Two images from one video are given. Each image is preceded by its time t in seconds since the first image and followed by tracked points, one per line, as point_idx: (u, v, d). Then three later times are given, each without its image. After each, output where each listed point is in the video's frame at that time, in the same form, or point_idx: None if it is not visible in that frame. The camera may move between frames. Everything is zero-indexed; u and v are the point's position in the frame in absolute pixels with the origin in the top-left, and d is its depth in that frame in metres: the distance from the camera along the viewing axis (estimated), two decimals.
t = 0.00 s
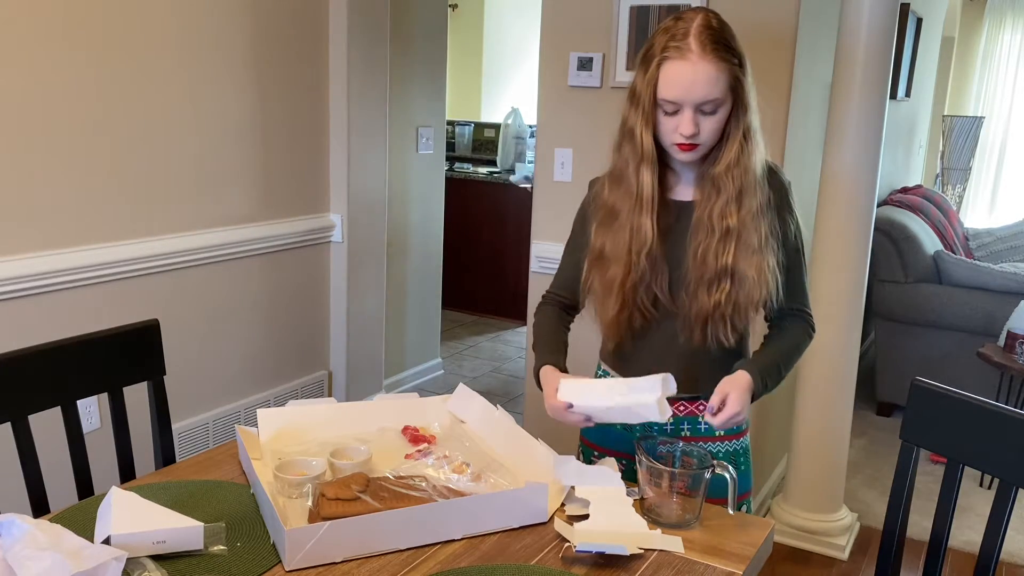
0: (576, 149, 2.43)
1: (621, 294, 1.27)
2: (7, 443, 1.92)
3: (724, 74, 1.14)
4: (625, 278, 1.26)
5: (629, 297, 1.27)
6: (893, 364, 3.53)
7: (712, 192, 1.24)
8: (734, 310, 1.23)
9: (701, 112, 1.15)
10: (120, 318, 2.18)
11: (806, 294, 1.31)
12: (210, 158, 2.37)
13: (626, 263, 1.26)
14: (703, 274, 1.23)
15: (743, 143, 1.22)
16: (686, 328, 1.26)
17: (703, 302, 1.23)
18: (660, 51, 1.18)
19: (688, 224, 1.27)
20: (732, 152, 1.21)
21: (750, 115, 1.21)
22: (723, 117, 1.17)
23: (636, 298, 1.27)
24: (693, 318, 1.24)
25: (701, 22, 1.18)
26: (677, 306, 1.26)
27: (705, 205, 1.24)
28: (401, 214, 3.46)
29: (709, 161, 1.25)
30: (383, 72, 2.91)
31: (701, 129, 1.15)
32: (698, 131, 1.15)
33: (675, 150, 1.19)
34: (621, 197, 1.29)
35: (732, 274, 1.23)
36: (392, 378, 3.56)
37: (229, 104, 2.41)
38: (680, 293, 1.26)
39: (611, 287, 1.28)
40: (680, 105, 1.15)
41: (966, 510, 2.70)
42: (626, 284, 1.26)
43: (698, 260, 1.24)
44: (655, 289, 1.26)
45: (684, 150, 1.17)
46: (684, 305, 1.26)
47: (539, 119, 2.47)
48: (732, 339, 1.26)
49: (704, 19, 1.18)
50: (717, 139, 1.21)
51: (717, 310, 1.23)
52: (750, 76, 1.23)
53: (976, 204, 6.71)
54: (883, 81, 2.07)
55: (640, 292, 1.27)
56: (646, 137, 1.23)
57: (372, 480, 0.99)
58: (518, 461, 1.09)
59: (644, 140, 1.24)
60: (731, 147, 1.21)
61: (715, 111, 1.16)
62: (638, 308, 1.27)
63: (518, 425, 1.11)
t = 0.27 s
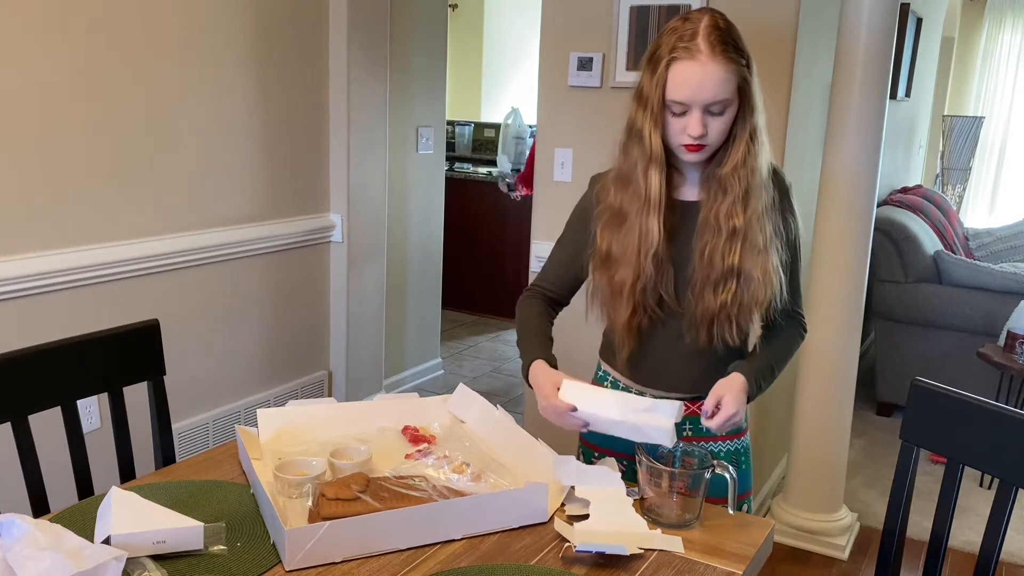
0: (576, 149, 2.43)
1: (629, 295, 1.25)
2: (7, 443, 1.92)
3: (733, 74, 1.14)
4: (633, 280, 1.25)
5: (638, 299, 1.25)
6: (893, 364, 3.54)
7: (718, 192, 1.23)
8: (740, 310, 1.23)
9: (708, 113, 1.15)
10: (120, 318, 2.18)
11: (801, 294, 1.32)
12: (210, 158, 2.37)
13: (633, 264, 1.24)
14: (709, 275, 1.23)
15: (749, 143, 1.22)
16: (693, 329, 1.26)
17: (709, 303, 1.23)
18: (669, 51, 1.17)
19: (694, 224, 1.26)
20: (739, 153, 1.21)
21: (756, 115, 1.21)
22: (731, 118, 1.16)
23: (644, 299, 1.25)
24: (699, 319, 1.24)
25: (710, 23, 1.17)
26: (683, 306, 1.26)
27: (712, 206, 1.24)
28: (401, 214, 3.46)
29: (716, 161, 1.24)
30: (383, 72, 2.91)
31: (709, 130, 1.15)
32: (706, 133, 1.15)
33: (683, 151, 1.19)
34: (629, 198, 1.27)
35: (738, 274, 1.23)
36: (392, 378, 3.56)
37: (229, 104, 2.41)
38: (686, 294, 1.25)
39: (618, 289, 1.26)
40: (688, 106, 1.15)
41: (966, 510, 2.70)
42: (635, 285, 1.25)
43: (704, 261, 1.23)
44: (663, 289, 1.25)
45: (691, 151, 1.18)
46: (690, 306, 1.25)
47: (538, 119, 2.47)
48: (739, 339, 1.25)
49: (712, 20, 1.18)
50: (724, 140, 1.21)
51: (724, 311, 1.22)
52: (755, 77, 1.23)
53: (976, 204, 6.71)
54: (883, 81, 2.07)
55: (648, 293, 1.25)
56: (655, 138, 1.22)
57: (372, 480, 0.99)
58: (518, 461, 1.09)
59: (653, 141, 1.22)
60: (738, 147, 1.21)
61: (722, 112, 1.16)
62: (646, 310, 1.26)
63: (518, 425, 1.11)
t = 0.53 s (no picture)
0: (576, 149, 2.43)
1: (635, 296, 1.24)
2: (7, 443, 1.92)
3: (737, 73, 1.14)
4: (638, 280, 1.24)
5: (644, 299, 1.24)
6: (893, 364, 3.53)
7: (723, 192, 1.23)
8: (746, 309, 1.23)
9: (712, 112, 1.15)
10: (120, 318, 2.18)
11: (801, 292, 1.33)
12: (210, 158, 2.37)
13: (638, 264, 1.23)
14: (715, 274, 1.22)
15: (752, 143, 1.22)
16: (699, 329, 1.25)
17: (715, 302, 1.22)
18: (672, 51, 1.17)
19: (698, 223, 1.25)
20: (743, 152, 1.22)
21: (759, 114, 1.22)
22: (734, 117, 1.17)
23: (650, 300, 1.24)
24: (706, 318, 1.23)
25: (711, 23, 1.17)
26: (689, 306, 1.25)
27: (716, 205, 1.23)
28: (401, 213, 3.46)
29: (719, 161, 1.25)
30: (383, 72, 2.91)
31: (713, 129, 1.15)
32: (711, 132, 1.15)
33: (687, 151, 1.18)
34: (633, 198, 1.26)
35: (744, 273, 1.22)
36: (392, 378, 3.56)
37: (229, 104, 2.41)
38: (692, 293, 1.24)
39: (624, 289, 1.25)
40: (692, 105, 1.15)
41: (966, 510, 2.70)
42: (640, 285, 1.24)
43: (710, 260, 1.23)
44: (669, 289, 1.24)
45: (695, 150, 1.17)
46: (696, 306, 1.24)
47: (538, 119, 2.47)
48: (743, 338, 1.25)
49: (714, 20, 1.18)
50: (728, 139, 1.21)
51: (730, 310, 1.22)
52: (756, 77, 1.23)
53: (976, 204, 6.71)
54: (883, 81, 2.07)
55: (654, 293, 1.24)
56: (659, 138, 1.21)
57: (372, 480, 0.99)
58: (518, 461, 1.09)
59: (657, 140, 1.21)
60: (742, 146, 1.22)
61: (726, 111, 1.16)
62: (652, 310, 1.25)
63: (518, 425, 1.11)
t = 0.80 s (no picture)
0: (576, 149, 2.43)
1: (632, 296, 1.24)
2: (7, 443, 1.92)
3: (730, 73, 1.14)
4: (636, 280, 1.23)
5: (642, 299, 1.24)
6: (893, 364, 3.53)
7: (717, 191, 1.23)
8: (740, 307, 1.24)
9: (706, 112, 1.15)
10: (120, 318, 2.18)
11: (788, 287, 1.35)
12: (210, 158, 2.37)
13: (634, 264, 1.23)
14: (711, 273, 1.23)
15: (745, 142, 1.22)
16: (695, 327, 1.26)
17: (711, 301, 1.23)
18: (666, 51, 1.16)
19: (693, 223, 1.25)
20: (736, 151, 1.22)
21: (750, 114, 1.22)
22: (728, 117, 1.17)
23: (648, 300, 1.24)
24: (702, 317, 1.24)
25: (703, 23, 1.17)
26: (686, 304, 1.25)
27: (710, 204, 1.24)
28: (401, 213, 3.46)
29: (711, 160, 1.25)
30: (383, 72, 2.91)
31: (707, 129, 1.15)
32: (704, 132, 1.15)
33: (682, 151, 1.18)
34: (629, 198, 1.25)
35: (738, 271, 1.23)
36: (392, 378, 3.56)
37: (229, 104, 2.41)
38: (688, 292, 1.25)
39: (621, 289, 1.25)
40: (686, 105, 1.14)
41: (966, 510, 2.70)
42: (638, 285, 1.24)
43: (706, 259, 1.23)
44: (665, 288, 1.24)
45: (688, 150, 1.17)
46: (691, 304, 1.25)
47: (539, 119, 2.47)
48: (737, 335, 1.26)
49: (706, 20, 1.18)
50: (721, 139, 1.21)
51: (726, 308, 1.23)
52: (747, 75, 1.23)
53: (976, 204, 6.71)
54: (883, 81, 2.07)
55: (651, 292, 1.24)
56: (654, 137, 1.20)
57: (372, 480, 0.99)
58: (517, 461, 1.09)
59: (653, 140, 1.20)
60: (735, 146, 1.22)
61: (720, 111, 1.15)
62: (649, 309, 1.25)
63: (518, 425, 1.11)
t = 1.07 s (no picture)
0: (576, 149, 2.43)
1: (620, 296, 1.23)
2: (7, 443, 1.92)
3: (716, 77, 1.15)
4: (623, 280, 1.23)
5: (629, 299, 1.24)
6: (893, 364, 3.54)
7: (700, 192, 1.25)
8: (720, 305, 1.26)
9: (693, 114, 1.15)
10: (120, 318, 2.18)
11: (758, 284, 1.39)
12: (210, 159, 2.37)
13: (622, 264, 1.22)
14: (694, 272, 1.24)
15: (726, 144, 1.24)
16: (679, 326, 1.26)
17: (695, 300, 1.24)
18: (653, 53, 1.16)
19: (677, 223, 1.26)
20: (718, 154, 1.23)
21: (732, 118, 1.23)
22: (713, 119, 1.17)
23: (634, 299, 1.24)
24: (686, 315, 1.25)
25: (689, 26, 1.17)
26: (667, 302, 1.26)
27: (693, 204, 1.25)
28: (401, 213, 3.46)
29: (694, 162, 1.26)
30: (383, 72, 2.91)
31: (694, 131, 1.15)
32: (691, 134, 1.15)
33: (668, 152, 1.18)
34: (615, 198, 1.24)
35: (719, 270, 1.25)
36: (392, 378, 3.56)
37: (229, 104, 2.41)
38: (671, 291, 1.26)
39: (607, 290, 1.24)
40: (674, 107, 1.14)
41: (966, 510, 2.70)
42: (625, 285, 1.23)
43: (689, 259, 1.24)
44: (650, 288, 1.25)
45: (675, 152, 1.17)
46: (674, 302, 1.26)
47: (539, 119, 2.47)
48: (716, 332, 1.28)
49: (691, 23, 1.18)
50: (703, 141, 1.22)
51: (708, 306, 1.25)
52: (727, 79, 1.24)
53: (976, 204, 6.71)
54: (883, 81, 2.07)
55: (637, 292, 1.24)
56: (641, 138, 1.20)
57: (372, 480, 0.99)
58: (517, 461, 1.09)
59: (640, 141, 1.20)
60: (717, 148, 1.23)
61: (706, 114, 1.16)
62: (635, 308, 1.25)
63: (518, 425, 1.11)
